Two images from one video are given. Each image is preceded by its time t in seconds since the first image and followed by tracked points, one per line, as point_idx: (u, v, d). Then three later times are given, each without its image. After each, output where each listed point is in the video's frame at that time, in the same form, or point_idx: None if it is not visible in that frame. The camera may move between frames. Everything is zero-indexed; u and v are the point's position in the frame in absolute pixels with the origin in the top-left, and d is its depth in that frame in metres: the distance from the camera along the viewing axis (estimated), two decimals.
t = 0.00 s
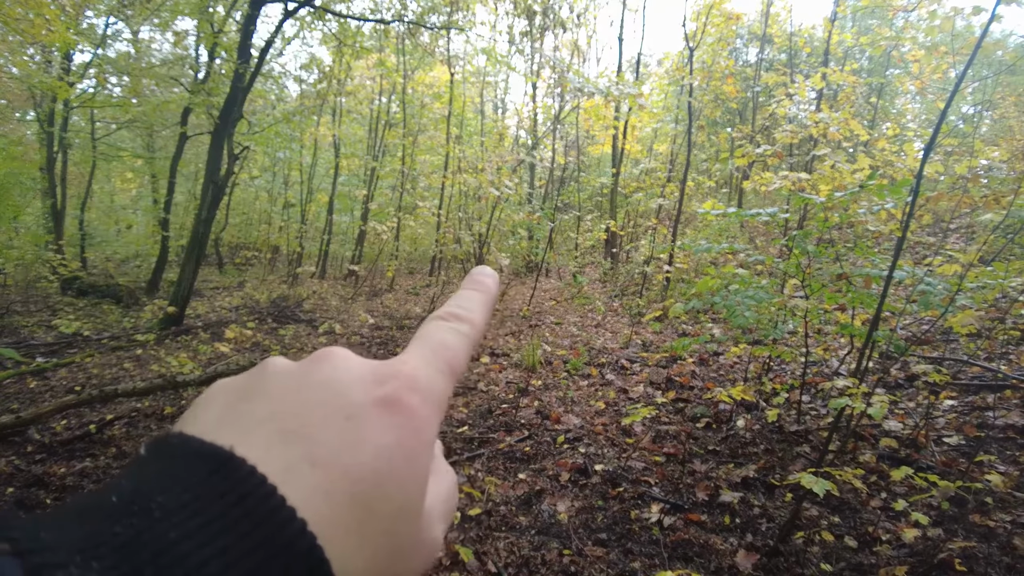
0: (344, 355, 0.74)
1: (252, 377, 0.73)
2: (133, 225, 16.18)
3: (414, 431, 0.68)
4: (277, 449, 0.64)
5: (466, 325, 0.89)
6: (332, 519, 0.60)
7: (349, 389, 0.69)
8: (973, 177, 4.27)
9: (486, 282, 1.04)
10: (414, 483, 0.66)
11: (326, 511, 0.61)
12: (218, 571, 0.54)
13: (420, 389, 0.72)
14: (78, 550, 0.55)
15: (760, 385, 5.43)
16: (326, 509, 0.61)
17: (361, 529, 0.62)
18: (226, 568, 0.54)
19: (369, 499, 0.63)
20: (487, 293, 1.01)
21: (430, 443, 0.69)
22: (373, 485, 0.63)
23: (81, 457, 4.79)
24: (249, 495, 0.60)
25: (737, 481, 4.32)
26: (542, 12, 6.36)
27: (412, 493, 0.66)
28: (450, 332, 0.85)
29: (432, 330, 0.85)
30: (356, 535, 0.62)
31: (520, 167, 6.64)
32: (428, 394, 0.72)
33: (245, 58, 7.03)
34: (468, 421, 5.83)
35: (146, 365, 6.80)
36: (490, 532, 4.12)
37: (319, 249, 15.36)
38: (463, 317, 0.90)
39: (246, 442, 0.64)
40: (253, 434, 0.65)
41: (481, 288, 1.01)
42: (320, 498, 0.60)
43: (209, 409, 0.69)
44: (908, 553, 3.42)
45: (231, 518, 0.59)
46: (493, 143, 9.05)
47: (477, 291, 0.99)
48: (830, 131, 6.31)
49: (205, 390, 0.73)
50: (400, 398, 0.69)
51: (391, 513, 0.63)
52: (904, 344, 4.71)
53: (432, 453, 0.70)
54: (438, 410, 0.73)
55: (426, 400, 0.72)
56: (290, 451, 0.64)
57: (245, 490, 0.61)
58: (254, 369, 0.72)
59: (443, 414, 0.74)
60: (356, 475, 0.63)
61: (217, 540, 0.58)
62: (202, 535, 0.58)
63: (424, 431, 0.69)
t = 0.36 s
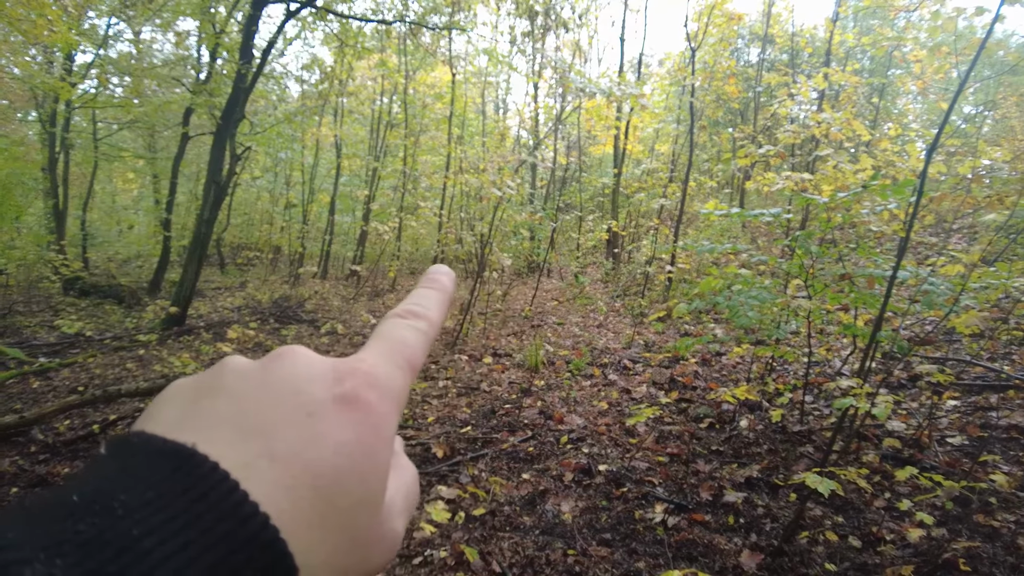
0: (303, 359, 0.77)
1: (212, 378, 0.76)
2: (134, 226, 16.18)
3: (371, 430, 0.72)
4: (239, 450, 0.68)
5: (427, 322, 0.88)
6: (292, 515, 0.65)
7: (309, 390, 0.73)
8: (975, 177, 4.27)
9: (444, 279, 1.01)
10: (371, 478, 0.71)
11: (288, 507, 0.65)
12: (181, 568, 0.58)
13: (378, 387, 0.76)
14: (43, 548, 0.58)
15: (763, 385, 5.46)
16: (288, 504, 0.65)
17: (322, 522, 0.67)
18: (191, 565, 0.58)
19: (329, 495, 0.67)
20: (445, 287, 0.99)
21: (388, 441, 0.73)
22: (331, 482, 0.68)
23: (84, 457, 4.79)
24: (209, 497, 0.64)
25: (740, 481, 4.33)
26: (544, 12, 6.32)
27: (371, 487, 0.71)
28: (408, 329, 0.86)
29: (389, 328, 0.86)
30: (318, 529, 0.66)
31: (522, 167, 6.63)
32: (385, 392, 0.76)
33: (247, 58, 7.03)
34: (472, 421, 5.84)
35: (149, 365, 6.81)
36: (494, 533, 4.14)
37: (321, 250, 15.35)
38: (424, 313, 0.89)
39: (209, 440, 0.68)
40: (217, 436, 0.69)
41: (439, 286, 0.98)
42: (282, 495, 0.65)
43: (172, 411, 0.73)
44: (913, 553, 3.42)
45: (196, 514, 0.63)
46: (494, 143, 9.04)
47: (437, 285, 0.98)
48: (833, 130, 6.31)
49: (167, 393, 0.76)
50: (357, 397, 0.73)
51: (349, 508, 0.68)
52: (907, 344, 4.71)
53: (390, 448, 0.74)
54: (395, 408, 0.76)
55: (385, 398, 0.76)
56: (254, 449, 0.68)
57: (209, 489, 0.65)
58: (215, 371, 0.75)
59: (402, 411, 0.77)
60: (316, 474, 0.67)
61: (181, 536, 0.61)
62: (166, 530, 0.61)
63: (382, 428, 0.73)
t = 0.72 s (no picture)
0: (246, 366, 0.85)
1: (153, 386, 0.81)
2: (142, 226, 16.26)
3: (310, 429, 0.83)
4: (186, 452, 0.74)
5: (368, 328, 1.02)
6: (239, 510, 0.73)
7: (252, 396, 0.82)
8: (986, 177, 4.25)
9: (383, 286, 1.17)
10: (313, 475, 0.81)
11: (234, 506, 0.73)
12: (129, 566, 0.62)
13: (317, 388, 0.87)
14: None
15: (773, 386, 5.45)
16: (236, 501, 0.73)
17: (264, 518, 0.75)
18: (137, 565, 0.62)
19: (273, 492, 0.76)
20: (384, 296, 1.14)
21: (328, 440, 0.84)
22: (276, 478, 0.77)
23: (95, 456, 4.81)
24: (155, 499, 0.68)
25: (751, 481, 4.32)
26: (551, 12, 6.27)
27: (310, 486, 0.81)
28: (348, 332, 1.00)
29: (330, 334, 0.98)
30: (260, 525, 0.74)
31: (530, 167, 6.62)
32: (323, 396, 0.87)
33: (255, 59, 7.03)
34: (480, 421, 5.84)
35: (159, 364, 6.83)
36: (504, 532, 4.15)
37: (328, 250, 15.36)
38: (366, 317, 1.04)
39: (152, 446, 0.74)
40: (163, 441, 0.75)
41: (378, 293, 1.13)
42: (230, 493, 0.73)
43: (116, 416, 0.78)
44: (926, 554, 3.38)
45: (138, 518, 0.67)
46: (501, 143, 9.02)
47: (376, 294, 1.12)
48: (841, 130, 6.29)
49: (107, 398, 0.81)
50: (298, 399, 0.84)
51: (292, 503, 0.78)
52: (917, 345, 4.69)
53: (329, 448, 0.85)
54: (333, 412, 0.87)
55: (324, 403, 0.86)
56: (200, 452, 0.75)
57: (151, 491, 0.69)
58: (156, 376, 0.80)
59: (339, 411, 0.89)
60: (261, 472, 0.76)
61: (123, 538, 0.65)
62: (110, 534, 0.64)
63: (321, 427, 0.84)
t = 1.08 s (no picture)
0: (207, 365, 0.84)
1: (110, 386, 0.79)
2: (156, 226, 16.45)
3: (273, 429, 0.82)
4: (145, 453, 0.73)
5: (332, 323, 0.97)
6: (198, 511, 0.72)
7: (212, 396, 0.81)
8: (1006, 176, 4.19)
9: (350, 280, 1.11)
10: (276, 474, 0.80)
11: (195, 507, 0.72)
12: (86, 568, 0.61)
13: (279, 387, 0.85)
14: None
15: (789, 387, 5.41)
16: (194, 502, 0.72)
17: (226, 518, 0.74)
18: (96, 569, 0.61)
19: (234, 492, 0.75)
20: (351, 289, 1.09)
21: (292, 439, 0.82)
22: (238, 479, 0.76)
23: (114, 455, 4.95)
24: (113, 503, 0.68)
25: (767, 483, 4.29)
26: (564, 12, 6.24)
27: (273, 485, 0.80)
28: (312, 330, 0.96)
29: (294, 331, 0.95)
30: (222, 526, 0.74)
31: (544, 167, 6.60)
32: (285, 394, 0.85)
33: (269, 60, 7.06)
34: (495, 421, 5.83)
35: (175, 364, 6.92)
36: (520, 533, 4.14)
37: (341, 250, 15.43)
38: (329, 315, 0.99)
39: (110, 448, 0.73)
40: (122, 442, 0.74)
41: (345, 287, 1.07)
42: (188, 493, 0.72)
43: (74, 419, 0.76)
44: (945, 558, 3.33)
45: (96, 521, 0.66)
46: (513, 143, 9.01)
47: (342, 288, 1.07)
48: (857, 129, 6.27)
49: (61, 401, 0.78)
50: (260, 398, 0.82)
51: (255, 504, 0.77)
52: (936, 346, 4.64)
53: (293, 447, 0.84)
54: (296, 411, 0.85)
55: (287, 401, 0.84)
56: (160, 454, 0.74)
57: (110, 493, 0.68)
58: (117, 376, 0.79)
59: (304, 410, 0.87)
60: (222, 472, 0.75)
61: (83, 541, 0.64)
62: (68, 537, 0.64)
63: (284, 427, 0.83)
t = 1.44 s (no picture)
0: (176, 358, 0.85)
1: (78, 376, 0.79)
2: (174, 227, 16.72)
3: (243, 419, 0.84)
4: (112, 444, 0.75)
5: (301, 313, 0.98)
6: (169, 500, 0.74)
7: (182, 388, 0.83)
8: None
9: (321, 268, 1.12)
10: (247, 465, 0.82)
11: (164, 497, 0.74)
12: (51, 558, 0.60)
13: (248, 377, 0.87)
14: None
15: (810, 389, 5.35)
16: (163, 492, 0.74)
17: (195, 508, 0.76)
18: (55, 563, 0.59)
19: (203, 482, 0.77)
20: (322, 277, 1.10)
21: (261, 430, 0.84)
22: (207, 470, 0.78)
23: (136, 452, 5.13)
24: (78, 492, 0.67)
25: (788, 485, 4.25)
26: (581, 11, 6.22)
27: (242, 476, 0.82)
28: (282, 319, 0.97)
29: (265, 318, 0.96)
30: (191, 516, 0.76)
31: (562, 167, 6.58)
32: (254, 387, 0.86)
33: (287, 61, 7.10)
34: (513, 421, 5.82)
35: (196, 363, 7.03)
36: (539, 533, 4.13)
37: (358, 250, 15.53)
38: (300, 303, 1.00)
39: (77, 439, 0.74)
40: (91, 432, 0.75)
41: (316, 275, 1.07)
42: (158, 486, 0.74)
43: (40, 409, 0.77)
44: (971, 563, 3.26)
45: (59, 512, 0.64)
46: (530, 143, 9.01)
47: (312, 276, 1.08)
48: (879, 128, 6.19)
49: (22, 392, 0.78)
50: (229, 388, 0.84)
51: (224, 493, 0.79)
52: (961, 348, 4.55)
53: (264, 436, 0.85)
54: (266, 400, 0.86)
55: (258, 392, 0.86)
56: (129, 444, 0.75)
57: (74, 484, 0.68)
58: (83, 367, 0.80)
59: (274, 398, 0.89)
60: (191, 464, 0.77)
61: (45, 532, 0.62)
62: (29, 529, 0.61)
63: (255, 419, 0.84)
